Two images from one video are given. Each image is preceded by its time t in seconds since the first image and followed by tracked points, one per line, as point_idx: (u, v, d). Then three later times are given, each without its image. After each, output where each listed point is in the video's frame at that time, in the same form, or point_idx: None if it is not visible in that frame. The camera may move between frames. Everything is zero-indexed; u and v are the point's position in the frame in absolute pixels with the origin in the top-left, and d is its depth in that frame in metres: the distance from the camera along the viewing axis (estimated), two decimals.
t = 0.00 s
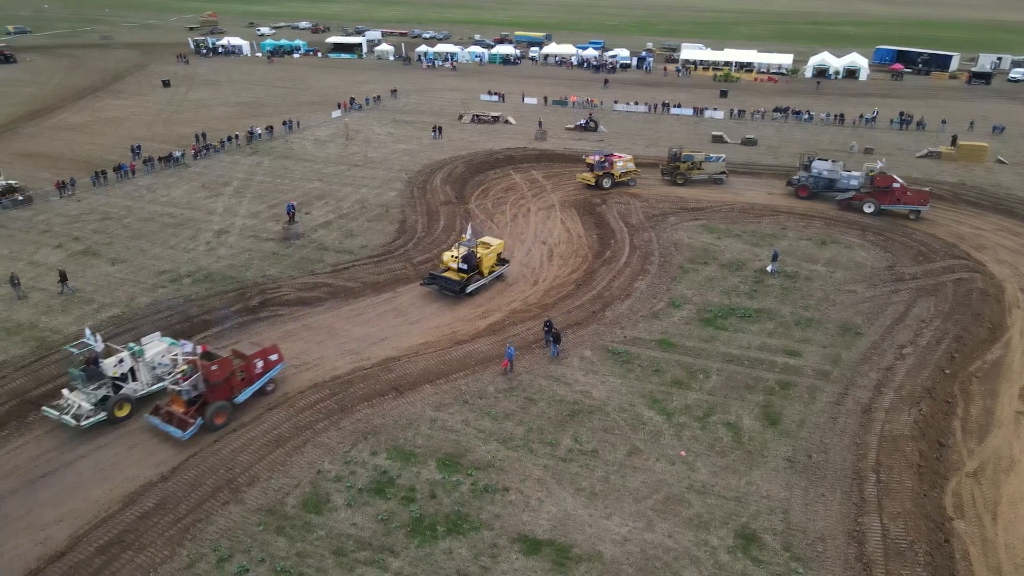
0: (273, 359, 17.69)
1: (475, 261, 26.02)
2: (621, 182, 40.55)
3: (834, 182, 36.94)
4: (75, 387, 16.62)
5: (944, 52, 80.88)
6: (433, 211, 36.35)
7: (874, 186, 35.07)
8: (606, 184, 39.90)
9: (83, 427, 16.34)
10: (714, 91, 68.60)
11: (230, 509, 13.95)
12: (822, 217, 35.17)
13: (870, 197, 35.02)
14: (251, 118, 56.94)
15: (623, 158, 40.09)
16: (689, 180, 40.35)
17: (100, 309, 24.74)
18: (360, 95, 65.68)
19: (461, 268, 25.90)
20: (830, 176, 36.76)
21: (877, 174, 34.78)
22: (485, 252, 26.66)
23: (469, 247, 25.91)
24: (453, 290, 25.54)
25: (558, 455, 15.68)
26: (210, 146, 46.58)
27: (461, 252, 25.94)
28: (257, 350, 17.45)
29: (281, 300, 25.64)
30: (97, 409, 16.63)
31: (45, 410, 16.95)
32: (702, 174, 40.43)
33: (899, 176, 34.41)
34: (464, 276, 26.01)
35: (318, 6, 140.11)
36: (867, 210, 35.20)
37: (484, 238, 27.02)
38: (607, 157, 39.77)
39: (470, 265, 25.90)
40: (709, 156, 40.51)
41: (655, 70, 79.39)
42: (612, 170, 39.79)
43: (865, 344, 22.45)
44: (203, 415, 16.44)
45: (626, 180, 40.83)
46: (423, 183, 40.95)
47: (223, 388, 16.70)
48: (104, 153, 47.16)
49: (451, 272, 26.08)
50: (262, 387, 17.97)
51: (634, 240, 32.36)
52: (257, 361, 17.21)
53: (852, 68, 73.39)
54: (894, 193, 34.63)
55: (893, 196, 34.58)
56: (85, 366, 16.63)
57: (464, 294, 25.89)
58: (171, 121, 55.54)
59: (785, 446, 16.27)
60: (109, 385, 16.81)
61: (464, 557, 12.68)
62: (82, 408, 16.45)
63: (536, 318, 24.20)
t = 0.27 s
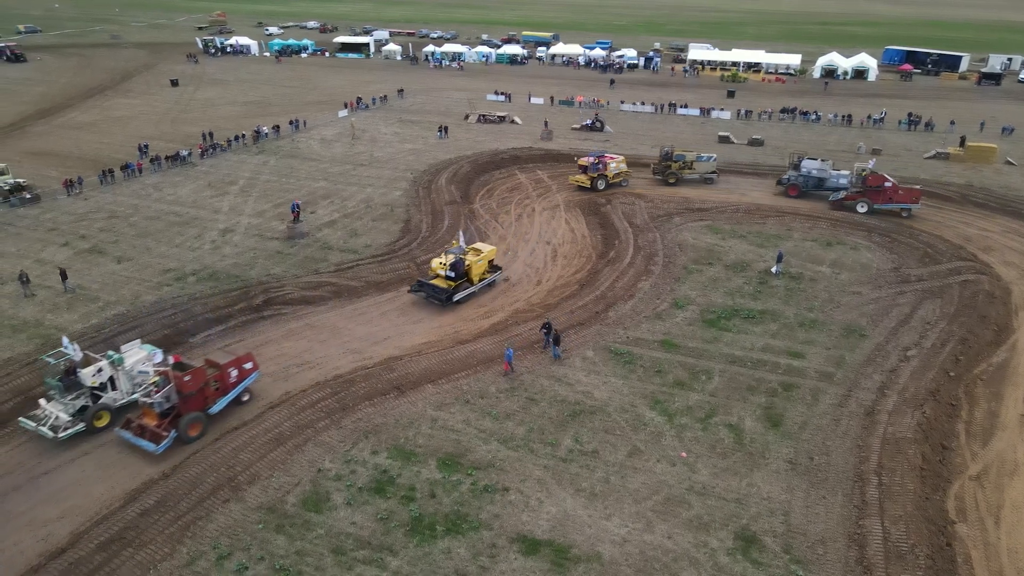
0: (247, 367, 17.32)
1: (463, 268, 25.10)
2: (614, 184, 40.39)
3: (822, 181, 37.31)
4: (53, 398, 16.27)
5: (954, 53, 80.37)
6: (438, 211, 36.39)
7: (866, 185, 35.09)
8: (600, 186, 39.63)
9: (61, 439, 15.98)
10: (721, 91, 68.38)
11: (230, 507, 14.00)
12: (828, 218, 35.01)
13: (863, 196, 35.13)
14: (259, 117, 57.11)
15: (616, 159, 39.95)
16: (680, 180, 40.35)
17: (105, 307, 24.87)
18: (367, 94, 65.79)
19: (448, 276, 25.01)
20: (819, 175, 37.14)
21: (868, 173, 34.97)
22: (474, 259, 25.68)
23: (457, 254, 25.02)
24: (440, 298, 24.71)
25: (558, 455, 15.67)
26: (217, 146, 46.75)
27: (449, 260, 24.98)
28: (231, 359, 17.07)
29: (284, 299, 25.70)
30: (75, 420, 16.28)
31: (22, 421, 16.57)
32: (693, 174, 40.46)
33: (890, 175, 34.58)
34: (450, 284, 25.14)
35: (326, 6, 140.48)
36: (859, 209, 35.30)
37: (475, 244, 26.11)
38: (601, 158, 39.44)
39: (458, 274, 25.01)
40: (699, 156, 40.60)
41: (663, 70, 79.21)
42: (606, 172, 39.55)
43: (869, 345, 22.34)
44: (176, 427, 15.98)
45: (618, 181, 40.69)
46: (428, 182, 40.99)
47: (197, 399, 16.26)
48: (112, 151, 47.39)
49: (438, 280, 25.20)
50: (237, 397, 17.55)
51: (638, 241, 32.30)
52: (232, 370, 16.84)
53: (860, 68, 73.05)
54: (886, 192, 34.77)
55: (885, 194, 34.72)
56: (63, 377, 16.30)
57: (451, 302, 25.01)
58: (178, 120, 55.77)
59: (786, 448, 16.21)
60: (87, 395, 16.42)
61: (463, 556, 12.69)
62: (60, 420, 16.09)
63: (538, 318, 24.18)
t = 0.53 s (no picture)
0: (218, 380, 16.84)
1: (448, 276, 24.38)
2: (607, 186, 40.08)
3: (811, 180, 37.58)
4: (27, 409, 15.80)
5: (966, 54, 79.74)
6: (443, 211, 36.42)
7: (856, 184, 35.39)
8: (595, 189, 39.29)
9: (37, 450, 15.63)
10: (729, 92, 68.16)
11: (231, 505, 14.06)
12: (835, 220, 34.83)
13: (853, 195, 35.41)
14: (266, 116, 57.33)
15: (608, 161, 39.70)
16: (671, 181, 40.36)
17: (111, 305, 25.03)
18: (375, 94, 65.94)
19: (431, 284, 24.15)
20: (807, 174, 37.50)
21: (858, 172, 35.21)
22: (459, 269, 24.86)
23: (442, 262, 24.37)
24: (422, 306, 23.99)
25: (558, 455, 15.65)
26: (225, 145, 46.97)
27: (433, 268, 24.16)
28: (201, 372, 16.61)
29: (288, 298, 25.78)
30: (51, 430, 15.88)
31: None
32: (683, 175, 40.47)
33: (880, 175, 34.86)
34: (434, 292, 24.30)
35: (335, 6, 140.90)
36: (850, 209, 35.54)
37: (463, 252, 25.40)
38: (595, 160, 39.05)
39: (442, 282, 24.16)
40: (689, 156, 40.57)
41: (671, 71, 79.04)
42: (600, 174, 39.19)
43: (873, 348, 22.21)
44: (144, 443, 15.45)
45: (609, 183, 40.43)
46: (434, 182, 41.05)
47: (165, 413, 15.75)
48: (120, 150, 47.70)
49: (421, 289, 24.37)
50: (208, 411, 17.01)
51: (643, 241, 32.23)
52: (201, 383, 16.37)
53: (870, 69, 72.65)
54: (876, 191, 35.04)
55: (875, 194, 35.01)
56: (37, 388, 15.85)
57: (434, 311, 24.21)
58: (187, 119, 56.06)
59: (788, 450, 16.14)
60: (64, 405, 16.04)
61: (462, 556, 12.69)
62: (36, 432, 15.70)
63: (541, 318, 24.16)
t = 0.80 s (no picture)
0: (182, 397, 16.12)
1: (427, 286, 23.44)
2: (601, 188, 39.69)
3: (798, 178, 38.17)
4: None
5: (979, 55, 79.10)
6: (449, 210, 36.45)
7: (843, 185, 35.47)
8: (591, 193, 38.75)
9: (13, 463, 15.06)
10: (738, 92, 67.91)
11: (231, 502, 14.13)
12: (842, 221, 34.63)
13: (839, 194, 35.52)
14: (275, 116, 57.57)
15: (602, 163, 39.33)
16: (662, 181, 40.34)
17: (117, 302, 25.18)
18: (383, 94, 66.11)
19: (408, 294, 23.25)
20: (794, 172, 38.05)
21: (845, 172, 35.33)
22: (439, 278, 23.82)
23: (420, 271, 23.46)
24: (398, 317, 23.08)
25: (559, 456, 15.64)
26: (234, 144, 47.20)
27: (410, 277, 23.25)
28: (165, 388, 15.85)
29: (292, 296, 25.87)
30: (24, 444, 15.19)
31: None
32: (673, 176, 40.43)
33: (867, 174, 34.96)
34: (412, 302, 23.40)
35: (346, 6, 141.34)
36: (838, 208, 35.63)
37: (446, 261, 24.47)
38: (591, 163, 38.48)
39: (420, 292, 23.21)
40: (678, 156, 40.60)
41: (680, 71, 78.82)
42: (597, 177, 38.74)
43: (878, 350, 22.07)
44: (102, 465, 14.73)
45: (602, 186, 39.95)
46: (441, 182, 41.09)
47: (124, 434, 14.98)
48: (130, 149, 48.03)
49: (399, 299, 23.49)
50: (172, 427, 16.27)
51: (648, 242, 32.15)
52: (164, 401, 15.62)
53: (882, 69, 72.22)
54: (863, 190, 35.13)
55: (863, 193, 35.08)
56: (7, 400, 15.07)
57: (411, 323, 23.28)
58: (197, 119, 56.38)
59: (790, 453, 16.06)
60: (35, 418, 15.20)
61: (460, 556, 12.70)
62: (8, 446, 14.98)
63: (545, 319, 24.15)
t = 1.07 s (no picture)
0: (151, 410, 15.51)
1: (409, 293, 22.66)
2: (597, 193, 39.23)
3: (789, 177, 37.93)
4: None
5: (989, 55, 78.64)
6: (453, 210, 36.47)
7: (832, 184, 35.53)
8: (588, 197, 38.25)
9: None
10: (745, 93, 67.70)
11: (230, 500, 14.19)
12: (848, 222, 34.48)
13: (828, 194, 35.57)
14: (282, 115, 57.72)
15: (596, 166, 39.01)
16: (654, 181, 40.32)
17: (122, 300, 25.31)
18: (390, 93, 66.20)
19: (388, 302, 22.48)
20: (785, 171, 37.86)
21: (834, 172, 35.30)
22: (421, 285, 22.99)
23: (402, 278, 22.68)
24: (378, 324, 22.26)
25: (558, 456, 15.63)
26: (240, 143, 47.35)
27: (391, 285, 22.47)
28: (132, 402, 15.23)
29: (296, 296, 25.94)
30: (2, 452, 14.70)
31: None
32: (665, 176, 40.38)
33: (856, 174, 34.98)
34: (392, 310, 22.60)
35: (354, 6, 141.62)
36: (827, 208, 35.69)
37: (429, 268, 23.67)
38: (587, 166, 38.01)
39: (401, 299, 22.43)
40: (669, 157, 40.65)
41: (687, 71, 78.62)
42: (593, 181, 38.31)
43: (882, 352, 21.96)
44: (66, 484, 14.12)
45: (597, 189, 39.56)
46: (446, 182, 41.11)
47: (90, 451, 14.37)
48: (138, 148, 48.24)
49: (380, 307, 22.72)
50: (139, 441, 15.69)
51: (652, 243, 32.08)
52: (132, 415, 14.99)
53: (890, 70, 71.86)
54: (852, 190, 35.14)
55: (852, 192, 35.13)
56: None
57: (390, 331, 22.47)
58: (204, 118, 56.59)
59: (791, 455, 16.00)
60: (14, 429, 14.43)
61: (457, 556, 12.71)
62: None
63: (547, 319, 24.13)
